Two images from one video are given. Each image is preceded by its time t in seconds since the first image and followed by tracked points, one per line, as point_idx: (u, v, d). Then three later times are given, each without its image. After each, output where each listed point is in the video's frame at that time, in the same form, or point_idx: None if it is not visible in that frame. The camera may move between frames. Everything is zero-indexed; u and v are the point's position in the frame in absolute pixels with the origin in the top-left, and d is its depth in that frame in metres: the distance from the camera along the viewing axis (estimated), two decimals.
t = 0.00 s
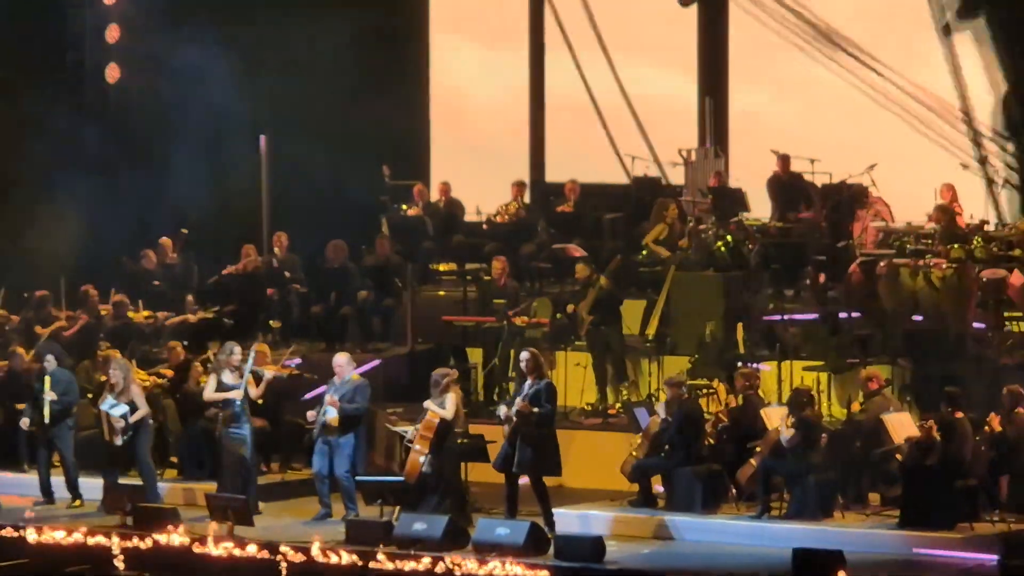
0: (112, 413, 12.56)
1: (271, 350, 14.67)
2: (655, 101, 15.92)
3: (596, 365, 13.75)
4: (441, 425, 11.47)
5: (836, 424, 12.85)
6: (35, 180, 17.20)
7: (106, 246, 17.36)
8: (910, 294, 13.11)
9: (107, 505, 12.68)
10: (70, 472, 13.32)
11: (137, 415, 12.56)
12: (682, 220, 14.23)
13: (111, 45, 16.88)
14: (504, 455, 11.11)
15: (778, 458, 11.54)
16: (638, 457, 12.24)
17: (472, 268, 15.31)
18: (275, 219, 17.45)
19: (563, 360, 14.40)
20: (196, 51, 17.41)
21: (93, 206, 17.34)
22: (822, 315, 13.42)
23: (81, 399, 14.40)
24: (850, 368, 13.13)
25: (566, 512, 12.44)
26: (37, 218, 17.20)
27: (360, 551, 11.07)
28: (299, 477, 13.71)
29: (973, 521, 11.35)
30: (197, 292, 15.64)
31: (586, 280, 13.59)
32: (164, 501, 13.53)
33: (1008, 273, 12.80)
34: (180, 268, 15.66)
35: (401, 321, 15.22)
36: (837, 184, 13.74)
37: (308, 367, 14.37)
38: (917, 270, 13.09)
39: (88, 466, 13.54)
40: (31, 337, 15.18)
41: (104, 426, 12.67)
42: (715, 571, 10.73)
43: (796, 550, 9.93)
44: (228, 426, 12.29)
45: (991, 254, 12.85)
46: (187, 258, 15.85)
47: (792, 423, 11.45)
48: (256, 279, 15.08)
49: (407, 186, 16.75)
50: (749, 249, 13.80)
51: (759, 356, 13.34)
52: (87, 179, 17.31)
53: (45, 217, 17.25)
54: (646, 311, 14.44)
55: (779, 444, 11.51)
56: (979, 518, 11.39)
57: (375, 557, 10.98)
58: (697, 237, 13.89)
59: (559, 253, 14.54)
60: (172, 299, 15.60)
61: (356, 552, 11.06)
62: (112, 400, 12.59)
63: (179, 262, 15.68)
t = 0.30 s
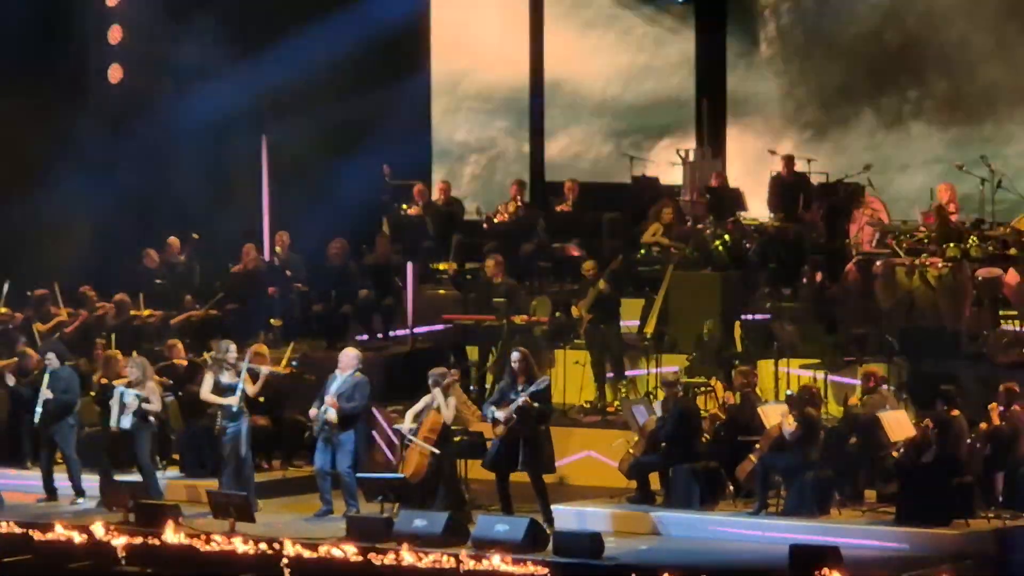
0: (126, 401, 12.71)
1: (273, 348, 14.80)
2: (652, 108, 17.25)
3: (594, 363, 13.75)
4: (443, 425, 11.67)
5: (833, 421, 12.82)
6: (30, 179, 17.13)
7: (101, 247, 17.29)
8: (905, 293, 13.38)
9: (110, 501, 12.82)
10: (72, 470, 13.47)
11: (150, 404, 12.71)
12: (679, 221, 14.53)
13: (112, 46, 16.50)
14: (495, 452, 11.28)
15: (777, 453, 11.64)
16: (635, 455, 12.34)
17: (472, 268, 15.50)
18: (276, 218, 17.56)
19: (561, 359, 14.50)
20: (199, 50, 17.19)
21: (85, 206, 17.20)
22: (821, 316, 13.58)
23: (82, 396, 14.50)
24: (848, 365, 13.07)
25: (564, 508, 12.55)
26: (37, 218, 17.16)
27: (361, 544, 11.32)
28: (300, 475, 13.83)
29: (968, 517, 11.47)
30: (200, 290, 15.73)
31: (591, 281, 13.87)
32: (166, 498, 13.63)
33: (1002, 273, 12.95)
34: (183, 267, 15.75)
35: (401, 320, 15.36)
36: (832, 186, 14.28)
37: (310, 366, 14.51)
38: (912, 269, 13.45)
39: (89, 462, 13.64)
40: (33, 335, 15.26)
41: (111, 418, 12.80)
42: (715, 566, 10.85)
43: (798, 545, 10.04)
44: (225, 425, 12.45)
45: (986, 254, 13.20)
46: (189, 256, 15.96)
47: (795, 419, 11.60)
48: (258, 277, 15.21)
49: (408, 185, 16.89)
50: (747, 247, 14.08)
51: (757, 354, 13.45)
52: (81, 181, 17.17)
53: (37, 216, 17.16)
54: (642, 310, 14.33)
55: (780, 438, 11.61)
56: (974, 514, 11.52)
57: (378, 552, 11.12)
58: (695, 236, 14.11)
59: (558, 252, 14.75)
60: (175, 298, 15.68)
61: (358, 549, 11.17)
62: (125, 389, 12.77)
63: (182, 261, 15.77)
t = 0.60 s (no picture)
0: (130, 404, 12.84)
1: (274, 349, 14.89)
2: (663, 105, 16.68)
3: (593, 363, 13.91)
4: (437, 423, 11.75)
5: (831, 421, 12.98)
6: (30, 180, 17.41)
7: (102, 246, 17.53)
8: (902, 294, 13.40)
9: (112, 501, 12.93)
10: (74, 470, 13.56)
11: (151, 410, 12.83)
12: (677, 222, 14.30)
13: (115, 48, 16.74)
14: (490, 454, 11.42)
15: (775, 454, 11.71)
16: (633, 454, 12.46)
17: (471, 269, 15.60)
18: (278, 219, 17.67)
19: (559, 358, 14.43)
20: (200, 52, 17.42)
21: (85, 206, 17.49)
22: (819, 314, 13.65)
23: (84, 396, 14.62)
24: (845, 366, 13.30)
25: (560, 508, 12.65)
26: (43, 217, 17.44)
27: (361, 544, 11.40)
28: (301, 474, 13.93)
29: (964, 517, 11.56)
30: (201, 291, 15.83)
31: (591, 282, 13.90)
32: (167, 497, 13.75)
33: (999, 275, 13.01)
34: (184, 268, 15.84)
35: (401, 321, 15.45)
36: (830, 187, 14.35)
37: (310, 366, 14.60)
38: (910, 270, 13.38)
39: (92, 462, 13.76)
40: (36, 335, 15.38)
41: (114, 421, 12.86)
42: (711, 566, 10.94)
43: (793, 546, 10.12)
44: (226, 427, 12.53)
45: (983, 254, 13.18)
46: (190, 258, 16.06)
47: (793, 419, 11.66)
48: (258, 278, 15.31)
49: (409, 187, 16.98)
50: (745, 248, 13.96)
51: (754, 354, 13.53)
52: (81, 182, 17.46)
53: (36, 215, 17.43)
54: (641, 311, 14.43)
55: (780, 439, 11.65)
56: (970, 514, 11.59)
57: (378, 552, 11.23)
58: (693, 236, 13.91)
59: (557, 253, 14.57)
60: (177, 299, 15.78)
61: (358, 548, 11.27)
62: (130, 392, 12.90)
63: (184, 262, 15.85)
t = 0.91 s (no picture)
0: (132, 401, 13.12)
1: (278, 347, 15.16)
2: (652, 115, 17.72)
3: (590, 361, 14.07)
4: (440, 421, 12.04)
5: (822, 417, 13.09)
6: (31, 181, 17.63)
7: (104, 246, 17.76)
8: (893, 293, 13.77)
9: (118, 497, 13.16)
10: (80, 467, 13.77)
11: (152, 407, 13.13)
12: (671, 223, 14.51)
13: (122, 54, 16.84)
14: (487, 448, 11.72)
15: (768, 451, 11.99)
16: (629, 449, 12.72)
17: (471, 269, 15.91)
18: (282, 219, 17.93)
19: (557, 356, 14.85)
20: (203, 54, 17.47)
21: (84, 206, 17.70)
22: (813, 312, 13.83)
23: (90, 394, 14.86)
24: (837, 364, 13.33)
25: (556, 503, 12.95)
26: (53, 219, 17.69)
27: (364, 539, 11.65)
28: (304, 470, 14.18)
29: (955, 512, 11.79)
30: (206, 290, 16.09)
31: (587, 283, 14.06)
32: (173, 493, 14.00)
33: (987, 274, 13.17)
34: (190, 267, 16.10)
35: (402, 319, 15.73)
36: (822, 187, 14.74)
37: (313, 364, 14.88)
38: (900, 270, 13.63)
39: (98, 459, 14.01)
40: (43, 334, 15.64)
41: (115, 417, 13.15)
42: (708, 560, 11.17)
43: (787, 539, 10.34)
44: (241, 435, 12.90)
45: (972, 255, 13.46)
46: (194, 258, 16.30)
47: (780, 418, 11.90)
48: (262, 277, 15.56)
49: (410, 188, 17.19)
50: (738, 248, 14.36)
51: (748, 352, 13.76)
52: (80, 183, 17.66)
53: (41, 214, 17.69)
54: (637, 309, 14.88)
55: (770, 439, 11.85)
56: (961, 509, 11.82)
57: (380, 546, 11.49)
58: (688, 236, 14.25)
59: (555, 254, 15.12)
60: (182, 297, 16.04)
61: (360, 543, 11.53)
62: (131, 390, 13.16)
63: (189, 262, 16.12)
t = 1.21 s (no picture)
0: (132, 404, 13.20)
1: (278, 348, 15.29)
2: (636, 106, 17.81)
3: (588, 361, 14.21)
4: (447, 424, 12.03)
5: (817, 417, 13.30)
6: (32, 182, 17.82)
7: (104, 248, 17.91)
8: (889, 292, 13.70)
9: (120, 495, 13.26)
10: (82, 467, 13.88)
11: (152, 409, 13.22)
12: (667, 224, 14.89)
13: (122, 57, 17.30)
14: (489, 444, 11.84)
15: (764, 450, 12.11)
16: (629, 444, 12.79)
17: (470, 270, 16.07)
18: (283, 220, 18.04)
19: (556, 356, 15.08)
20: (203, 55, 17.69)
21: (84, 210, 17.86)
22: (806, 311, 14.25)
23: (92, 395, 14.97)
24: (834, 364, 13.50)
25: (556, 502, 13.06)
26: (54, 219, 17.80)
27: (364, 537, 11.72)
28: (305, 470, 14.31)
29: (950, 509, 11.91)
30: (208, 291, 16.21)
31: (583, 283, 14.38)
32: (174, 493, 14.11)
33: (982, 274, 13.37)
34: (191, 268, 16.23)
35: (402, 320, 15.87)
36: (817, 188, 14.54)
37: (314, 364, 15.02)
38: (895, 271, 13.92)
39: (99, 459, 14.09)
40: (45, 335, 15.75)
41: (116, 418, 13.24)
42: (705, 557, 11.27)
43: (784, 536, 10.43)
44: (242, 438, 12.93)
45: (968, 255, 13.66)
46: (194, 259, 16.41)
47: (775, 419, 11.98)
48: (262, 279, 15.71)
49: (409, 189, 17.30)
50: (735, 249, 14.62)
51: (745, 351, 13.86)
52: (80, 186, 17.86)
53: (42, 214, 17.81)
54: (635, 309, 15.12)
55: (764, 439, 12.04)
56: (956, 506, 11.94)
57: (380, 544, 11.58)
58: (684, 236, 14.79)
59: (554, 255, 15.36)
60: (184, 298, 16.16)
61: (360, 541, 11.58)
62: (131, 393, 13.26)
63: (191, 263, 16.26)
